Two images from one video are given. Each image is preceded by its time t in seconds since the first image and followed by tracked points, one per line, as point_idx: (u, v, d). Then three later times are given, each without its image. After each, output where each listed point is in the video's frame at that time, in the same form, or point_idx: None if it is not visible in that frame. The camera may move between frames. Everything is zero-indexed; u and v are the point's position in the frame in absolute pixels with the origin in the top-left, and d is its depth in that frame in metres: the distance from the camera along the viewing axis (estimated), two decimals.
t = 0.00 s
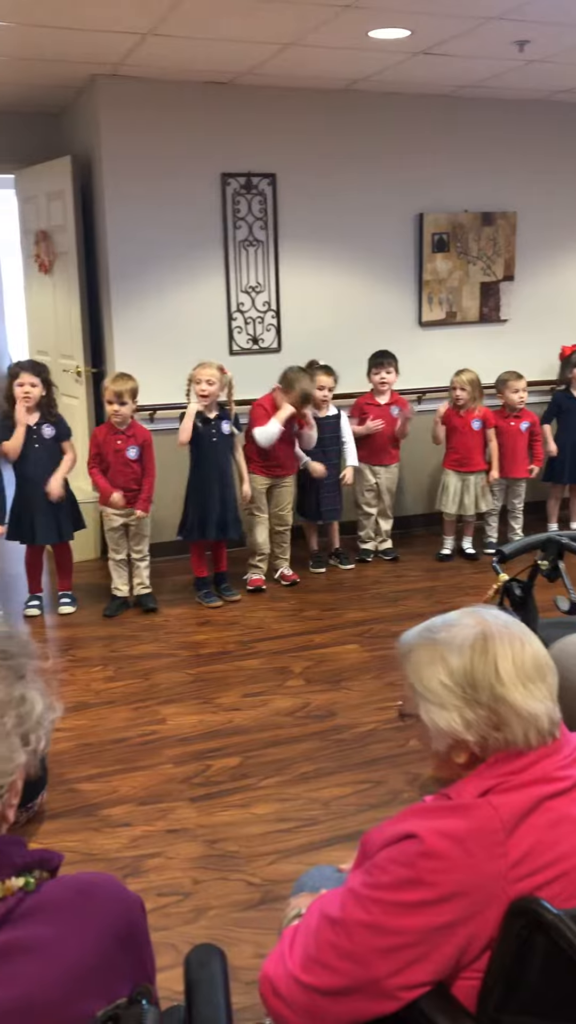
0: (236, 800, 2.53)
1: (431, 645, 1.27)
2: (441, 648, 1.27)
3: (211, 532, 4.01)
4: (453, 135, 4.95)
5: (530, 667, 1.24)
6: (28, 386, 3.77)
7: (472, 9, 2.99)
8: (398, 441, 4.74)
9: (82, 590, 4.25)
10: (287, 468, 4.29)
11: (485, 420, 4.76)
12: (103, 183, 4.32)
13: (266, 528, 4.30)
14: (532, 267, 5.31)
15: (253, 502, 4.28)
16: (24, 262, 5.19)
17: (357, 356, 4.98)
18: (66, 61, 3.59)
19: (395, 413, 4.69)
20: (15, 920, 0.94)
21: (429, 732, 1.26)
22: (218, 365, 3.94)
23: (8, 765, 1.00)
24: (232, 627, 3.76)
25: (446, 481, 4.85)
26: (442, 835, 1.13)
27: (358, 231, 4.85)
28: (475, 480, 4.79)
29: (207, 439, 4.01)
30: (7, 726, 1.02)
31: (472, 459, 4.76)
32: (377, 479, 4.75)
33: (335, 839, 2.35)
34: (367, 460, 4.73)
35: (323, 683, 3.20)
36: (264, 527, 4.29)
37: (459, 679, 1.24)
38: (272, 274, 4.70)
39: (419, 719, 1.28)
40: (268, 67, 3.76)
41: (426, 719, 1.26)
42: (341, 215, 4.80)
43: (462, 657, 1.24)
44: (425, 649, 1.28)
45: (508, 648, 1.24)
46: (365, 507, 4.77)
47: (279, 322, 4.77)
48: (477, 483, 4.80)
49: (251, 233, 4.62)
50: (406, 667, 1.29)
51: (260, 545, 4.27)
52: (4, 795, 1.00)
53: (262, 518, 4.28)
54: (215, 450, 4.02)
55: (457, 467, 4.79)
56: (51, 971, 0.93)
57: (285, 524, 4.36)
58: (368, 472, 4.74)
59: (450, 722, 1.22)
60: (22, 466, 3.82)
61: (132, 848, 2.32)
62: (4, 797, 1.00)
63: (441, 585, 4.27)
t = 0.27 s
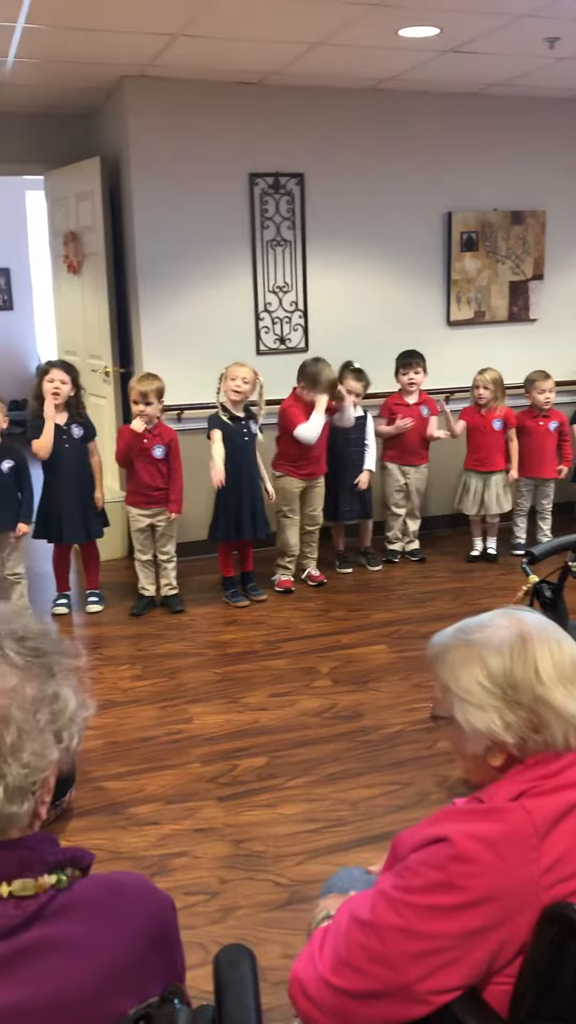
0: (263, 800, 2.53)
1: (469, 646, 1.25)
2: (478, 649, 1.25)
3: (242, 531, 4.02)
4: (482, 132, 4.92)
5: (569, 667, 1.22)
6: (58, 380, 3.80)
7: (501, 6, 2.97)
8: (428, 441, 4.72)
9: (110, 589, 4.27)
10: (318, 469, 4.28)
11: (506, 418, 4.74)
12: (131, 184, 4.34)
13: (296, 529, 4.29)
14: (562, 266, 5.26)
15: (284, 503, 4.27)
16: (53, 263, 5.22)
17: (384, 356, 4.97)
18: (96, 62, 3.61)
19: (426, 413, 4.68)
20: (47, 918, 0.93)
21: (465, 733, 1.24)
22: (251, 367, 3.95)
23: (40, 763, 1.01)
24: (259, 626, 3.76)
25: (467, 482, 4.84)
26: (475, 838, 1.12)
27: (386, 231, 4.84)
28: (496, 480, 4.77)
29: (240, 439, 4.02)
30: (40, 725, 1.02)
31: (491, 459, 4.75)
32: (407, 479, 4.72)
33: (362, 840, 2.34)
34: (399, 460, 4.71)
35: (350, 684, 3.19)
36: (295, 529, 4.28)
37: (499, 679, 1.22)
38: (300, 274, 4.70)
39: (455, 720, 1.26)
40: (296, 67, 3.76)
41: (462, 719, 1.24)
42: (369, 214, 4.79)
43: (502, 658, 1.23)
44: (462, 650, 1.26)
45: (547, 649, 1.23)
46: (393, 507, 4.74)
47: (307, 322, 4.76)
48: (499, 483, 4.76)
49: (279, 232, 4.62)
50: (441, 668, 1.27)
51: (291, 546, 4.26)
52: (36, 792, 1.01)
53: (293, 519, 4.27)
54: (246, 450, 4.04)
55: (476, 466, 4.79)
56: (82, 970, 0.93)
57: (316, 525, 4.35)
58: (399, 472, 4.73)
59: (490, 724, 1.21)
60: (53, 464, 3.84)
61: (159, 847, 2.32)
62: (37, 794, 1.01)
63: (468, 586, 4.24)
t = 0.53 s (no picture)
0: (280, 800, 2.53)
1: (490, 646, 1.25)
2: (499, 649, 1.24)
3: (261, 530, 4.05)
4: (500, 131, 4.90)
5: None
6: (76, 382, 3.79)
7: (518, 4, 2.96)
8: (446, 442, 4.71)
9: (128, 588, 4.29)
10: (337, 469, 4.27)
11: (524, 417, 4.71)
12: (148, 185, 4.36)
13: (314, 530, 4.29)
14: None
15: (300, 504, 4.27)
16: (72, 265, 5.25)
17: (402, 356, 4.95)
18: (113, 63, 3.62)
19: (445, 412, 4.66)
20: (63, 915, 0.93)
21: (485, 733, 1.23)
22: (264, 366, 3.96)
23: (58, 760, 1.01)
24: (276, 627, 3.77)
25: (485, 483, 4.81)
26: (492, 840, 1.11)
27: (404, 230, 4.82)
28: (514, 480, 4.73)
29: (262, 440, 4.03)
30: (57, 722, 1.03)
31: (509, 459, 4.72)
32: (425, 479, 4.71)
33: (379, 841, 2.33)
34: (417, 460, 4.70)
35: (368, 684, 3.19)
36: (312, 529, 4.27)
37: (520, 679, 1.21)
38: (317, 275, 4.69)
39: (475, 720, 1.25)
40: (314, 67, 3.76)
41: (482, 719, 1.23)
42: (386, 214, 4.78)
43: (523, 658, 1.22)
44: (482, 650, 1.25)
45: (569, 649, 1.21)
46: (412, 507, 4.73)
47: (324, 322, 4.76)
48: (517, 483, 4.73)
49: (296, 232, 4.62)
50: (462, 667, 1.27)
51: (307, 546, 4.25)
52: (54, 789, 1.01)
53: (310, 520, 4.27)
54: (269, 451, 4.06)
55: (495, 467, 4.76)
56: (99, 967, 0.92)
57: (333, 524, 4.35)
58: (416, 472, 4.72)
59: (511, 724, 1.20)
60: (73, 463, 3.86)
61: (176, 847, 2.33)
62: (54, 791, 1.02)
63: (486, 586, 4.22)
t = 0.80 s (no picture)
0: (292, 801, 2.53)
1: (502, 646, 1.25)
2: (511, 649, 1.24)
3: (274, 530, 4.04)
4: (512, 131, 4.89)
5: None
6: (86, 387, 3.81)
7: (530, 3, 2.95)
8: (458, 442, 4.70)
9: (141, 589, 4.31)
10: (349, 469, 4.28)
11: (538, 418, 4.69)
12: (160, 187, 4.37)
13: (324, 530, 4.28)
14: None
15: (310, 505, 4.28)
16: (85, 267, 5.28)
17: (415, 356, 4.95)
18: (125, 65, 3.64)
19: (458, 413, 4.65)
20: (74, 914, 0.93)
21: (497, 733, 1.23)
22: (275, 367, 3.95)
23: (69, 759, 1.02)
24: (288, 627, 3.77)
25: (498, 484, 4.79)
26: (503, 839, 1.11)
27: (416, 231, 4.82)
28: (527, 481, 4.72)
29: (275, 441, 4.04)
30: (68, 721, 1.03)
31: (522, 459, 4.70)
32: (436, 479, 4.71)
33: (391, 842, 2.33)
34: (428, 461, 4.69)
35: (380, 685, 3.18)
36: (322, 530, 4.27)
37: (533, 680, 1.21)
38: (329, 276, 4.70)
39: (486, 720, 1.25)
40: (326, 68, 3.77)
41: (495, 719, 1.23)
42: (398, 215, 4.77)
43: (536, 658, 1.21)
44: (495, 649, 1.25)
45: None
46: (424, 508, 4.73)
47: (336, 323, 4.76)
48: (530, 485, 4.72)
49: (308, 234, 4.62)
50: (473, 667, 1.27)
51: (318, 547, 4.25)
52: (65, 788, 1.02)
53: (321, 520, 4.27)
54: (281, 451, 4.07)
55: (507, 467, 4.75)
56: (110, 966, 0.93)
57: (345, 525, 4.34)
58: (428, 473, 4.71)
59: (523, 724, 1.20)
60: (86, 464, 3.87)
61: (189, 847, 2.33)
62: (65, 790, 1.02)
63: (499, 587, 4.21)
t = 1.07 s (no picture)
0: (307, 802, 2.53)
1: (515, 647, 1.24)
2: (524, 651, 1.24)
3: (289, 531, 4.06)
4: (528, 131, 4.87)
5: None
6: (100, 390, 3.83)
7: (545, 5, 2.95)
8: (474, 443, 4.70)
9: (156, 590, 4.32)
10: (363, 470, 4.28)
11: (555, 421, 4.67)
12: (176, 190, 4.39)
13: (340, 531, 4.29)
14: None
15: (325, 509, 4.27)
16: (100, 269, 5.30)
17: (430, 358, 4.94)
18: (142, 69, 3.65)
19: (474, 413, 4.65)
20: (91, 912, 0.94)
21: (511, 734, 1.23)
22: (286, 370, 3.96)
23: (86, 758, 1.03)
24: (302, 628, 3.77)
25: (515, 486, 4.77)
26: (518, 841, 1.11)
27: (431, 232, 4.81)
28: (544, 483, 4.70)
29: (285, 441, 4.04)
30: (85, 721, 1.04)
31: (538, 462, 4.67)
32: (452, 479, 4.69)
33: (406, 844, 2.33)
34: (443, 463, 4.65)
35: (395, 687, 3.18)
36: (337, 532, 4.27)
37: (546, 681, 1.21)
38: (344, 278, 4.70)
39: (500, 722, 1.25)
40: (340, 70, 3.77)
41: (508, 720, 1.23)
42: (414, 216, 4.77)
43: (549, 660, 1.21)
44: (508, 651, 1.25)
45: None
46: (439, 511, 4.70)
47: (350, 325, 4.76)
48: (547, 487, 4.70)
49: (323, 235, 4.63)
50: (487, 670, 1.27)
51: (333, 549, 4.26)
52: (82, 787, 1.03)
53: (336, 521, 4.27)
54: (292, 451, 4.07)
55: (523, 469, 4.72)
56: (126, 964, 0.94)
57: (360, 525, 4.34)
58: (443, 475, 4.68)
59: (537, 726, 1.20)
60: (101, 467, 3.89)
61: (203, 847, 2.34)
62: (83, 789, 1.03)
63: (515, 589, 4.20)
